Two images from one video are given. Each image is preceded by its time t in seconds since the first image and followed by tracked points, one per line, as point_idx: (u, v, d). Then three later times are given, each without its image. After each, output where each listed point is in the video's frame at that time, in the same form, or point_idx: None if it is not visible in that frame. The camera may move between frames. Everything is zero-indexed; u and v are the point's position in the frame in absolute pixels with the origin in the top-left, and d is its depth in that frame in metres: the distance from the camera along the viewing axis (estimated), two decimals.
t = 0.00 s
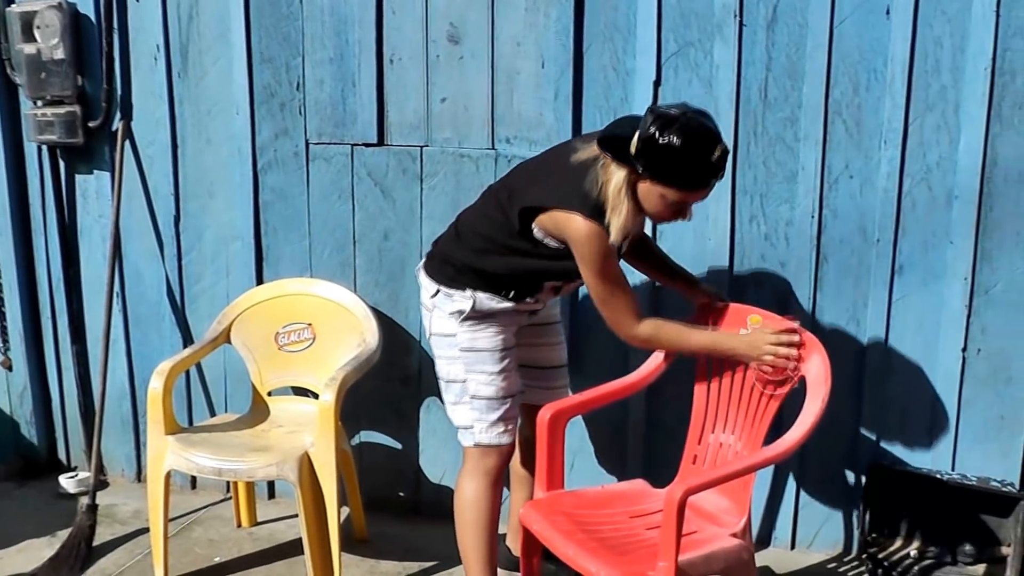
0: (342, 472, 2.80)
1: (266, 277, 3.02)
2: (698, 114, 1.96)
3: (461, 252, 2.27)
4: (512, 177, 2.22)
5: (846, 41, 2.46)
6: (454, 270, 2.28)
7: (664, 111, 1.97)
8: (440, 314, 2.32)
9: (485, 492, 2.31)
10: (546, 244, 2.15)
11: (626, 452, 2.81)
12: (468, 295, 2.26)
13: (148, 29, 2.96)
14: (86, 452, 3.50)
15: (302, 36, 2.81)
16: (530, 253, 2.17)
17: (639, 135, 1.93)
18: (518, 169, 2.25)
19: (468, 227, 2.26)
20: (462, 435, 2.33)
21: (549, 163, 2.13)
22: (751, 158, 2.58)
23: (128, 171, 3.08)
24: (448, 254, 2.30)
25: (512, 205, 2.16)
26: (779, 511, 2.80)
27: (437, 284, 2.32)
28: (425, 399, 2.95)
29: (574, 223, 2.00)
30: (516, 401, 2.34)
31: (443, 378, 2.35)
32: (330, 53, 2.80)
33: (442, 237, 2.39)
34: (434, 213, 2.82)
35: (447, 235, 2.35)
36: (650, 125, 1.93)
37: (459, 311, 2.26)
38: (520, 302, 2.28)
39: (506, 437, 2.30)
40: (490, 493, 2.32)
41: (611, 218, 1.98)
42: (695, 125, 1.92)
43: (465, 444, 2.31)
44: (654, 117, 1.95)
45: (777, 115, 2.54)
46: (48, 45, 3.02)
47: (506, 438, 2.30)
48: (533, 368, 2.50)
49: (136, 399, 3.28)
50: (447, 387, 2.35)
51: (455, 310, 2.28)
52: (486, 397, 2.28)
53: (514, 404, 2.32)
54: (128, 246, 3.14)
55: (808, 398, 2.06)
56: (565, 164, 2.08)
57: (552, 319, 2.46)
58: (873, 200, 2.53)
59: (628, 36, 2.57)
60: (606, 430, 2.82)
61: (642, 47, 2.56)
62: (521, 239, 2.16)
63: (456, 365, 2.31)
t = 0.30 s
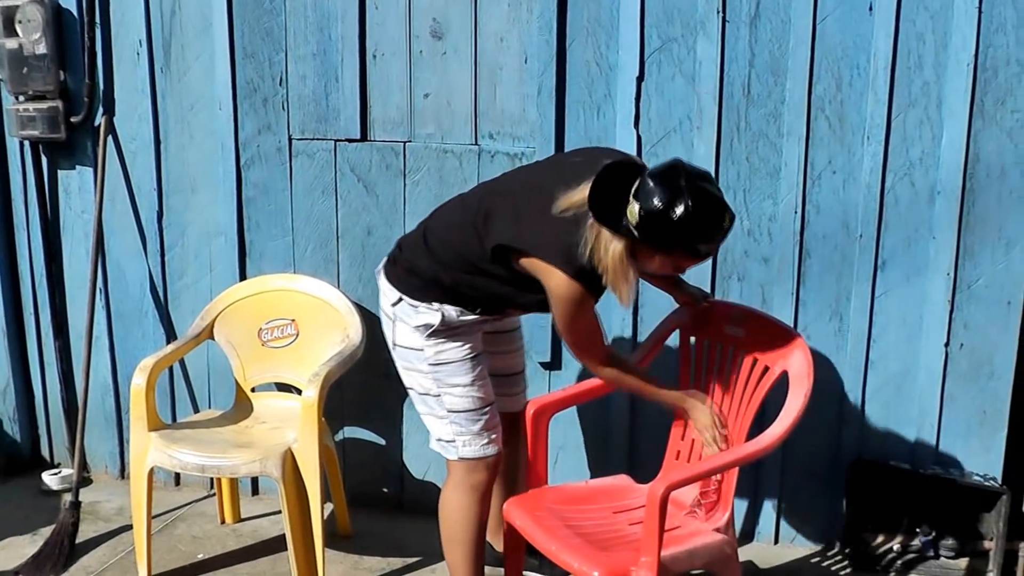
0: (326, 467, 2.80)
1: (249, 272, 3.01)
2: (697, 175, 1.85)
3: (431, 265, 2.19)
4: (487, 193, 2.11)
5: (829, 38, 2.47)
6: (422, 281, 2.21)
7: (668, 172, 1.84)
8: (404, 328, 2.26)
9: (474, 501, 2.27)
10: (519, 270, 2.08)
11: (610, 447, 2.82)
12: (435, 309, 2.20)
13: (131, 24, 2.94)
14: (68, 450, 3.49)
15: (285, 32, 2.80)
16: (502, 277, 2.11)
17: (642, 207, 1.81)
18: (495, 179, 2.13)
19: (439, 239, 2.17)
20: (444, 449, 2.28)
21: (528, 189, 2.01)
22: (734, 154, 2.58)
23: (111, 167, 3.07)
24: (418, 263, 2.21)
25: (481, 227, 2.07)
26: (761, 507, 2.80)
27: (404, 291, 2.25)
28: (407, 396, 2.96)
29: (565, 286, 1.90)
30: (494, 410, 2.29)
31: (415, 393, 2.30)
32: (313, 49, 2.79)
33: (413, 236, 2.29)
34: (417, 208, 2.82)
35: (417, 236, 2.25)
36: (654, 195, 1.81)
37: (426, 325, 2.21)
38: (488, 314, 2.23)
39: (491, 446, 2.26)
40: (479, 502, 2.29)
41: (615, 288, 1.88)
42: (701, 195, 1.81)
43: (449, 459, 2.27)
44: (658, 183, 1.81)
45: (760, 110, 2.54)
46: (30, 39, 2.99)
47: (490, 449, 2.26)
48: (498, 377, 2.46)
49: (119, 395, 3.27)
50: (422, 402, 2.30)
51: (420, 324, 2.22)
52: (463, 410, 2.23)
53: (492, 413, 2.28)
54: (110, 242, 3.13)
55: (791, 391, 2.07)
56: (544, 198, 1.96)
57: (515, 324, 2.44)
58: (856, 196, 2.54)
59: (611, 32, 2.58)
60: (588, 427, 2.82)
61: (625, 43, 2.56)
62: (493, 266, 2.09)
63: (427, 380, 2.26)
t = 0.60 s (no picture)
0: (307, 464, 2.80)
1: (227, 270, 3.00)
2: (685, 190, 1.82)
3: (405, 268, 2.16)
4: (462, 196, 2.08)
5: (805, 29, 2.47)
6: (395, 284, 2.18)
7: (651, 185, 1.81)
8: (382, 331, 2.25)
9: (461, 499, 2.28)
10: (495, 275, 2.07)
11: (590, 439, 2.82)
12: (413, 313, 2.18)
13: (105, 21, 2.92)
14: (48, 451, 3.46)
15: (260, 27, 2.79)
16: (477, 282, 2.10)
17: (625, 224, 1.78)
18: (471, 180, 2.10)
19: (412, 241, 2.14)
20: (429, 451, 2.28)
21: (506, 197, 1.98)
22: (711, 145, 2.58)
23: (87, 165, 3.05)
24: (391, 265, 2.19)
25: (455, 228, 2.05)
26: (743, 498, 2.81)
27: (377, 292, 2.23)
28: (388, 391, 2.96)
29: (546, 296, 1.91)
30: (477, 410, 2.29)
31: (396, 394, 2.29)
32: (288, 44, 2.78)
33: (385, 233, 2.25)
34: (396, 203, 2.82)
35: (390, 235, 2.22)
36: (638, 213, 1.78)
37: (406, 329, 2.19)
38: (464, 314, 2.22)
39: (475, 447, 2.26)
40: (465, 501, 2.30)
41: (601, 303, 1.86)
42: (685, 213, 1.79)
43: (434, 460, 2.27)
44: (644, 199, 1.79)
45: (737, 102, 2.55)
46: (4, 38, 2.96)
47: (474, 450, 2.26)
48: (478, 369, 2.46)
49: (99, 395, 3.25)
50: (404, 404, 2.29)
51: (399, 328, 2.20)
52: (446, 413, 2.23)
53: (476, 413, 2.28)
54: (88, 241, 3.10)
55: (772, 381, 2.08)
56: (523, 207, 1.94)
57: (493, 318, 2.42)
58: (834, 185, 2.54)
59: (587, 25, 2.58)
60: (569, 420, 2.83)
61: (601, 36, 2.57)
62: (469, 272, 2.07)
63: (409, 383, 2.25)
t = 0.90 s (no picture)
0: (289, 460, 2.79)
1: (208, 265, 2.99)
2: (649, 127, 1.87)
3: (394, 252, 2.18)
4: (446, 174, 2.11)
5: (785, 23, 2.48)
6: (386, 267, 2.19)
7: (610, 126, 1.87)
8: (377, 316, 2.25)
9: (450, 499, 2.29)
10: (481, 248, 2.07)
11: (572, 433, 2.82)
12: (402, 296, 2.18)
13: (83, 16, 2.90)
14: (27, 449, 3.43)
15: (240, 22, 2.78)
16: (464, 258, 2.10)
17: (590, 159, 1.82)
18: (455, 160, 2.14)
19: (400, 222, 2.16)
20: (418, 438, 2.30)
21: (486, 166, 2.01)
22: (692, 138, 2.58)
23: (66, 160, 3.03)
24: (381, 249, 2.21)
25: (444, 207, 2.06)
26: (725, 491, 2.82)
27: (368, 277, 2.25)
28: (370, 385, 2.95)
29: (522, 249, 1.90)
30: (468, 399, 2.29)
31: (389, 380, 2.30)
32: (268, 39, 2.77)
33: (377, 225, 2.29)
34: (376, 198, 2.81)
35: (381, 224, 2.25)
36: (605, 147, 1.83)
37: (397, 316, 2.19)
38: (457, 301, 2.21)
39: (464, 438, 2.26)
40: (454, 500, 2.31)
41: (569, 246, 1.87)
42: (651, 145, 1.83)
43: (423, 448, 2.29)
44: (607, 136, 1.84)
45: (717, 96, 2.55)
46: None
47: (463, 439, 2.27)
48: (472, 370, 2.44)
49: (80, 392, 3.24)
50: (396, 390, 2.30)
51: (392, 314, 2.21)
52: (435, 402, 2.24)
53: (466, 402, 2.28)
54: (67, 236, 3.08)
55: (751, 374, 2.08)
56: (502, 171, 1.97)
57: (489, 316, 2.41)
58: (814, 178, 2.55)
59: (567, 18, 2.58)
60: (551, 414, 2.83)
61: (581, 29, 2.57)
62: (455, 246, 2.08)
63: (400, 370, 2.26)
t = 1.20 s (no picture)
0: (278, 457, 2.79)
1: (198, 262, 2.99)
2: (631, 96, 1.93)
3: (391, 241, 2.20)
4: (442, 163, 2.16)
5: (776, 20, 2.48)
6: (384, 256, 2.22)
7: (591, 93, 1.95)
8: (371, 301, 2.27)
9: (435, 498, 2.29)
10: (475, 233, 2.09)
11: (563, 429, 2.82)
12: (395, 281, 2.20)
13: (72, 11, 2.89)
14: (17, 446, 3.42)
15: (230, 17, 2.78)
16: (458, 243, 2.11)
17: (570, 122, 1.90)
18: (451, 152, 2.19)
19: (398, 211, 2.20)
20: (400, 425, 2.30)
21: (481, 150, 2.06)
22: (682, 135, 2.59)
23: (55, 156, 3.02)
24: (379, 239, 2.24)
25: (442, 194, 2.09)
26: (716, 488, 2.82)
27: (367, 267, 2.27)
28: (361, 382, 2.95)
29: (516, 220, 1.93)
30: (452, 391, 2.29)
31: (377, 364, 2.31)
32: (258, 35, 2.77)
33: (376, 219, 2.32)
34: (367, 194, 2.81)
35: (379, 217, 2.29)
36: (583, 111, 1.90)
37: (389, 300, 2.21)
38: (451, 290, 2.22)
39: (443, 428, 2.26)
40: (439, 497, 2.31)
41: (550, 211, 1.92)
42: (629, 108, 1.89)
43: (403, 434, 2.29)
44: (586, 102, 1.91)
45: (708, 93, 2.55)
46: None
47: (442, 429, 2.26)
48: (470, 361, 2.44)
49: (70, 389, 3.23)
50: (382, 375, 2.31)
51: (385, 299, 2.22)
52: (419, 388, 2.24)
53: (450, 394, 2.28)
54: (57, 232, 3.07)
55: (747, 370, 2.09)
56: (496, 153, 2.02)
57: (494, 309, 2.42)
58: (805, 175, 2.55)
59: (558, 14, 2.58)
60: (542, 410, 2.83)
61: (572, 26, 2.57)
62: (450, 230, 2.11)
63: (388, 355, 2.27)
